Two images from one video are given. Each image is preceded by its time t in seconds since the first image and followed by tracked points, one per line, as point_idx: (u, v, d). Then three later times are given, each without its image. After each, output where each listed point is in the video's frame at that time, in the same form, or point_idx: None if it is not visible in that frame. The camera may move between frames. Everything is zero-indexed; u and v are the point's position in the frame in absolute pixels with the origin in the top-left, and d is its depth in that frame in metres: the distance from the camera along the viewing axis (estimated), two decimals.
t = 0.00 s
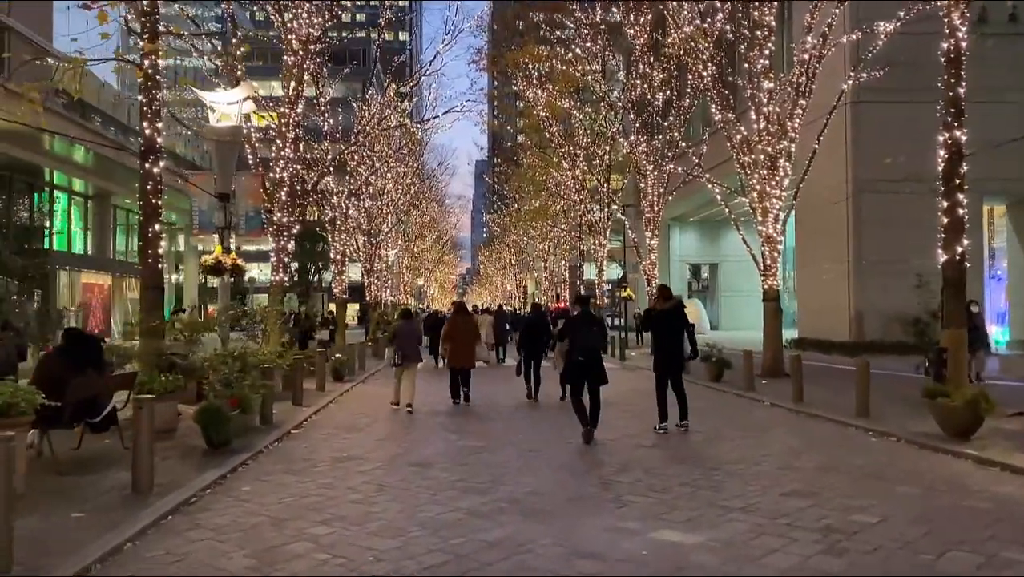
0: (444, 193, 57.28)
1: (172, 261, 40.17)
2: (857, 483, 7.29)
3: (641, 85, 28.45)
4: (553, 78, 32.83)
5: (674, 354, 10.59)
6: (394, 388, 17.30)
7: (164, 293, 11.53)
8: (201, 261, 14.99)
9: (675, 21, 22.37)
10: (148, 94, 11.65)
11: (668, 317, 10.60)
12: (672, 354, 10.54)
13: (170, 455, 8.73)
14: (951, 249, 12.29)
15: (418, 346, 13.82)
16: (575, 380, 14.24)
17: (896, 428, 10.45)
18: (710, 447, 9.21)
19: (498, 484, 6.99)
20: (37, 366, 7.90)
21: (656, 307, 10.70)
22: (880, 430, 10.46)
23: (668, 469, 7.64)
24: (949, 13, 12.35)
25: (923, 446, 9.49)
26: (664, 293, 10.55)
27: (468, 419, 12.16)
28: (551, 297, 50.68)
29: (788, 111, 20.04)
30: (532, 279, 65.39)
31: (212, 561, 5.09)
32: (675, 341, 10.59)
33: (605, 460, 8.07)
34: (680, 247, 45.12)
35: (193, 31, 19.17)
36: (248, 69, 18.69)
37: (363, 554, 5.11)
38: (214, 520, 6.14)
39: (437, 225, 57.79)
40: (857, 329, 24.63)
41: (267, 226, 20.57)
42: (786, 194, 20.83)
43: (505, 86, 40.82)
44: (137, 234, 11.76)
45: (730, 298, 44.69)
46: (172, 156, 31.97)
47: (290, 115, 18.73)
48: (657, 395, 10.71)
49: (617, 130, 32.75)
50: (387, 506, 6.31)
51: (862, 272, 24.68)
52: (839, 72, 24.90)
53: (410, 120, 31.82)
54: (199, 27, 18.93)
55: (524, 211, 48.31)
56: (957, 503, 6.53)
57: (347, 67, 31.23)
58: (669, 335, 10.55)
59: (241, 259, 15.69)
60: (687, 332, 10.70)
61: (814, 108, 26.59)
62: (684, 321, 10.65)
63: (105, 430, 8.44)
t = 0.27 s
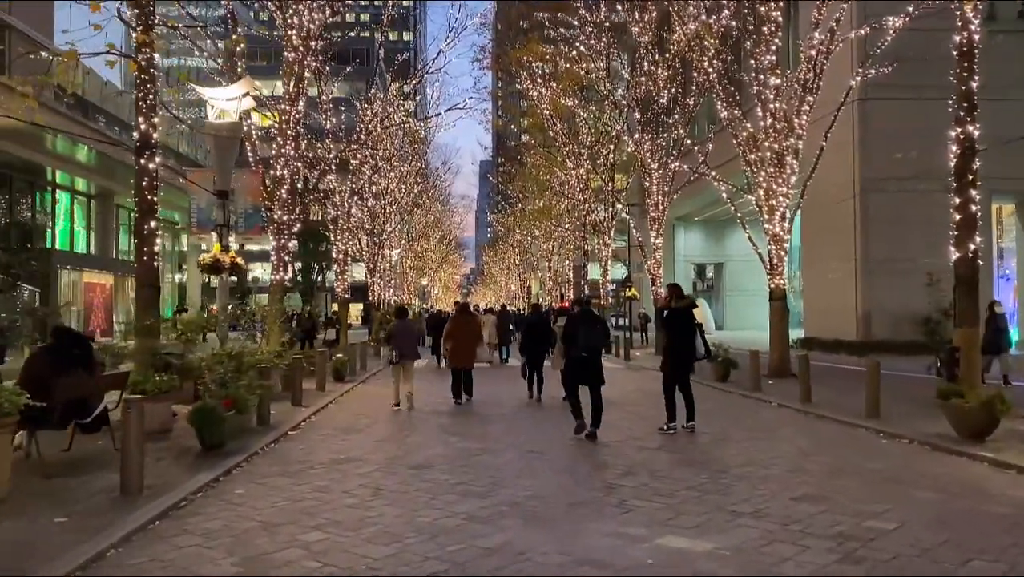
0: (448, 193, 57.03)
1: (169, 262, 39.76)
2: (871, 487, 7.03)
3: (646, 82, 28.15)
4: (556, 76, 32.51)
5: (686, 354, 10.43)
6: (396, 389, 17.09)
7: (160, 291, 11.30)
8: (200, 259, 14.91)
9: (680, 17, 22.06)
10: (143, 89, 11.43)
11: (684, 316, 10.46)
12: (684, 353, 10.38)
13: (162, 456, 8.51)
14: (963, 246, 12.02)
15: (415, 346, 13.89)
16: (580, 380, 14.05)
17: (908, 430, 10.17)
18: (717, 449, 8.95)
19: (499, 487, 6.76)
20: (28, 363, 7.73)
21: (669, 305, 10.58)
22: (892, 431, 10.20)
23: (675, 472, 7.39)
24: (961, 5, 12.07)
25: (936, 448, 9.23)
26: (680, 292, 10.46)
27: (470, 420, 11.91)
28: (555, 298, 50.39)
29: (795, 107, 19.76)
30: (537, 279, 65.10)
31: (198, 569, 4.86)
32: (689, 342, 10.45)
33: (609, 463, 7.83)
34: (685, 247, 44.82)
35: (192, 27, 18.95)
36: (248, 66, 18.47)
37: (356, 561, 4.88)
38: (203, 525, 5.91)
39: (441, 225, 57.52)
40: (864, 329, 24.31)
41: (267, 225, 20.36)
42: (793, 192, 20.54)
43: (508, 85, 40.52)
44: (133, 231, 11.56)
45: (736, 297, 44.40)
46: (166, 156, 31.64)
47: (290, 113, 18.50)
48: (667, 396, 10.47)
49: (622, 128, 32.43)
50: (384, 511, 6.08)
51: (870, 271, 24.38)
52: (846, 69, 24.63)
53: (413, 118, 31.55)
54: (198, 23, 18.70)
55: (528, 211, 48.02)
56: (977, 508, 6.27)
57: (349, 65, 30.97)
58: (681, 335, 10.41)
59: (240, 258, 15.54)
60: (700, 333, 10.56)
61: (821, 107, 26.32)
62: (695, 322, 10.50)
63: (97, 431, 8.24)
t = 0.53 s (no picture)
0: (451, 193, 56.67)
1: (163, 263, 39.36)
2: (891, 497, 6.70)
3: (651, 80, 27.79)
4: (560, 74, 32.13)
5: (692, 356, 10.12)
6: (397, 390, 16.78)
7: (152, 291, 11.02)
8: (196, 259, 14.65)
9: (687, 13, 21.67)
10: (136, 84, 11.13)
11: (690, 317, 10.16)
12: (690, 355, 10.07)
13: (150, 462, 8.21)
14: (978, 245, 11.65)
15: (415, 346, 13.66)
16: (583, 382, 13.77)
17: (924, 435, 9.83)
18: (727, 456, 8.61)
19: (500, 497, 6.44)
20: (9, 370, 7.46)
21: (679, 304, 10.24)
22: (906, 436, 9.86)
23: (684, 481, 7.07)
24: None
25: (954, 455, 8.88)
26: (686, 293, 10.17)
27: (471, 424, 11.59)
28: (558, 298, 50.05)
29: (803, 104, 19.41)
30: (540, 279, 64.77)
31: None
32: (695, 343, 10.13)
33: (614, 470, 7.51)
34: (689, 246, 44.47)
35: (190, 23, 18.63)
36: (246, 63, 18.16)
37: None
38: (187, 539, 5.60)
39: (444, 225, 57.19)
40: (872, 330, 23.93)
41: (266, 224, 20.05)
42: (801, 191, 20.18)
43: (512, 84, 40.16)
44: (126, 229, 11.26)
45: (740, 298, 44.04)
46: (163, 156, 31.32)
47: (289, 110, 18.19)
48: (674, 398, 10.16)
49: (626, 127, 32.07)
50: (378, 523, 5.76)
51: (878, 271, 24.01)
52: (854, 67, 24.30)
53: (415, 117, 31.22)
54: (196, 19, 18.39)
55: (531, 211, 47.68)
56: (1004, 521, 5.93)
57: (351, 64, 30.63)
58: (689, 336, 10.09)
59: (237, 257, 15.25)
60: (706, 335, 10.25)
61: (828, 105, 25.97)
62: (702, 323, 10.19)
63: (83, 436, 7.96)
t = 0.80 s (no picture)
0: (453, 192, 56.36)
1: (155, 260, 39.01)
2: (907, 505, 6.43)
3: (654, 78, 27.50)
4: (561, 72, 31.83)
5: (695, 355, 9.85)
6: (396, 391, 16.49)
7: (144, 290, 10.82)
8: (191, 257, 14.45)
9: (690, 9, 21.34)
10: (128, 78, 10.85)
11: (692, 314, 9.89)
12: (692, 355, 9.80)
13: (138, 467, 7.96)
14: (990, 244, 11.37)
15: (414, 346, 13.44)
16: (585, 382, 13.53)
17: (936, 438, 9.55)
18: (734, 460, 8.34)
19: (499, 505, 6.16)
20: None
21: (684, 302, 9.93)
22: (918, 439, 9.58)
23: (691, 488, 6.78)
24: None
25: (968, 459, 8.62)
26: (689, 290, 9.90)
27: (470, 426, 11.31)
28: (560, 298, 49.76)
29: (808, 102, 19.13)
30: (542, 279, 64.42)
31: None
32: (698, 343, 9.86)
33: (618, 476, 7.25)
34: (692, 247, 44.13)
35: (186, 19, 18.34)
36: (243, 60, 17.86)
37: None
38: (169, 550, 5.32)
39: (445, 225, 56.91)
40: (877, 331, 23.63)
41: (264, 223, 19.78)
42: (806, 189, 19.88)
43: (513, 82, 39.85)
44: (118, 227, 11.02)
45: (744, 298, 43.71)
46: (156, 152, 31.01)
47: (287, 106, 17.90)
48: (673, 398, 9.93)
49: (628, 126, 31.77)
50: (371, 533, 5.50)
51: (883, 271, 23.72)
52: (859, 65, 24.04)
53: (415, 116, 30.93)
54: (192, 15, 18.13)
55: (533, 210, 47.38)
56: None
57: (351, 63, 30.34)
58: (689, 335, 9.82)
59: (233, 256, 14.98)
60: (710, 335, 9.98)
61: (833, 103, 25.70)
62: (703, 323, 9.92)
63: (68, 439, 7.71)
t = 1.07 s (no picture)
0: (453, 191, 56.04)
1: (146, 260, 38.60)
2: (926, 513, 6.12)
3: (656, 75, 27.16)
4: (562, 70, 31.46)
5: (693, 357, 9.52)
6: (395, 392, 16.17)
7: (133, 288, 10.48)
8: (184, 256, 14.17)
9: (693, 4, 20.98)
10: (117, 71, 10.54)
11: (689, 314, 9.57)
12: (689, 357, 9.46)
13: (120, 473, 7.63)
14: (1004, 241, 11.05)
15: (414, 345, 13.15)
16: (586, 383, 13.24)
17: (950, 442, 9.21)
18: (742, 465, 8.02)
19: (496, 514, 5.85)
20: None
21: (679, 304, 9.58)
22: (932, 443, 9.26)
23: (699, 494, 6.47)
24: None
25: (986, 464, 8.30)
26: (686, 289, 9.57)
27: (468, 428, 11.00)
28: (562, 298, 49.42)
29: (814, 98, 18.80)
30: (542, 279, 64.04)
31: None
32: (696, 344, 9.53)
33: (621, 482, 6.93)
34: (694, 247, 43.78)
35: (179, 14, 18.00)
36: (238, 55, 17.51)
37: None
38: (147, 562, 5.01)
39: (445, 224, 56.55)
40: (882, 331, 23.31)
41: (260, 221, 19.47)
42: (812, 187, 19.55)
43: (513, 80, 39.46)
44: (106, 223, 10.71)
45: (748, 298, 43.36)
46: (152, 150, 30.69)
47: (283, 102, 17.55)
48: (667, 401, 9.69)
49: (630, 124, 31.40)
50: (361, 544, 5.19)
51: (888, 271, 23.39)
52: (863, 61, 23.71)
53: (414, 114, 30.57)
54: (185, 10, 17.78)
55: (533, 210, 47.04)
56: None
57: (350, 61, 29.98)
58: (684, 335, 9.48)
59: (227, 255, 14.67)
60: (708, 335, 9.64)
61: (838, 100, 25.36)
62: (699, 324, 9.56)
63: (50, 443, 7.40)
